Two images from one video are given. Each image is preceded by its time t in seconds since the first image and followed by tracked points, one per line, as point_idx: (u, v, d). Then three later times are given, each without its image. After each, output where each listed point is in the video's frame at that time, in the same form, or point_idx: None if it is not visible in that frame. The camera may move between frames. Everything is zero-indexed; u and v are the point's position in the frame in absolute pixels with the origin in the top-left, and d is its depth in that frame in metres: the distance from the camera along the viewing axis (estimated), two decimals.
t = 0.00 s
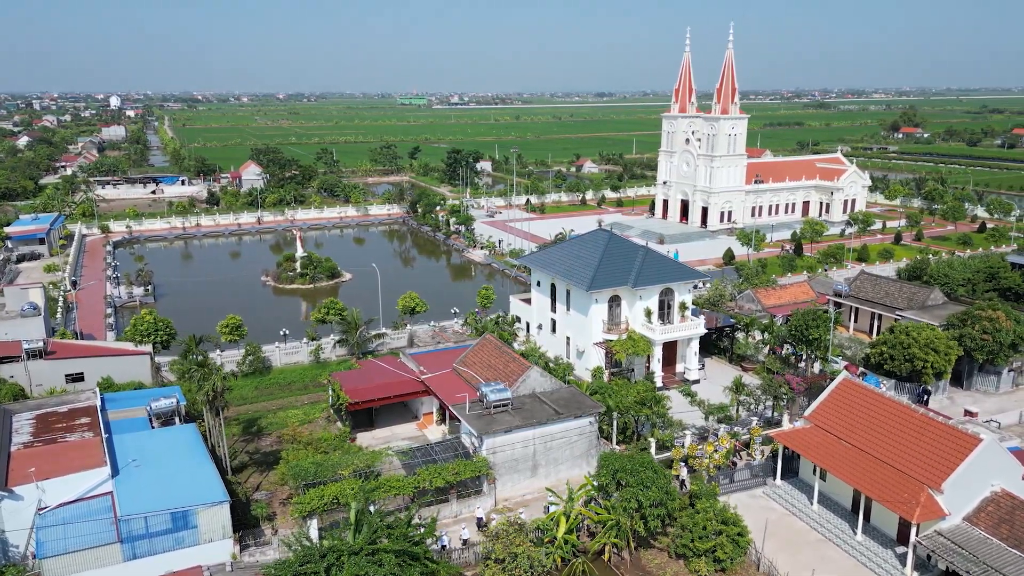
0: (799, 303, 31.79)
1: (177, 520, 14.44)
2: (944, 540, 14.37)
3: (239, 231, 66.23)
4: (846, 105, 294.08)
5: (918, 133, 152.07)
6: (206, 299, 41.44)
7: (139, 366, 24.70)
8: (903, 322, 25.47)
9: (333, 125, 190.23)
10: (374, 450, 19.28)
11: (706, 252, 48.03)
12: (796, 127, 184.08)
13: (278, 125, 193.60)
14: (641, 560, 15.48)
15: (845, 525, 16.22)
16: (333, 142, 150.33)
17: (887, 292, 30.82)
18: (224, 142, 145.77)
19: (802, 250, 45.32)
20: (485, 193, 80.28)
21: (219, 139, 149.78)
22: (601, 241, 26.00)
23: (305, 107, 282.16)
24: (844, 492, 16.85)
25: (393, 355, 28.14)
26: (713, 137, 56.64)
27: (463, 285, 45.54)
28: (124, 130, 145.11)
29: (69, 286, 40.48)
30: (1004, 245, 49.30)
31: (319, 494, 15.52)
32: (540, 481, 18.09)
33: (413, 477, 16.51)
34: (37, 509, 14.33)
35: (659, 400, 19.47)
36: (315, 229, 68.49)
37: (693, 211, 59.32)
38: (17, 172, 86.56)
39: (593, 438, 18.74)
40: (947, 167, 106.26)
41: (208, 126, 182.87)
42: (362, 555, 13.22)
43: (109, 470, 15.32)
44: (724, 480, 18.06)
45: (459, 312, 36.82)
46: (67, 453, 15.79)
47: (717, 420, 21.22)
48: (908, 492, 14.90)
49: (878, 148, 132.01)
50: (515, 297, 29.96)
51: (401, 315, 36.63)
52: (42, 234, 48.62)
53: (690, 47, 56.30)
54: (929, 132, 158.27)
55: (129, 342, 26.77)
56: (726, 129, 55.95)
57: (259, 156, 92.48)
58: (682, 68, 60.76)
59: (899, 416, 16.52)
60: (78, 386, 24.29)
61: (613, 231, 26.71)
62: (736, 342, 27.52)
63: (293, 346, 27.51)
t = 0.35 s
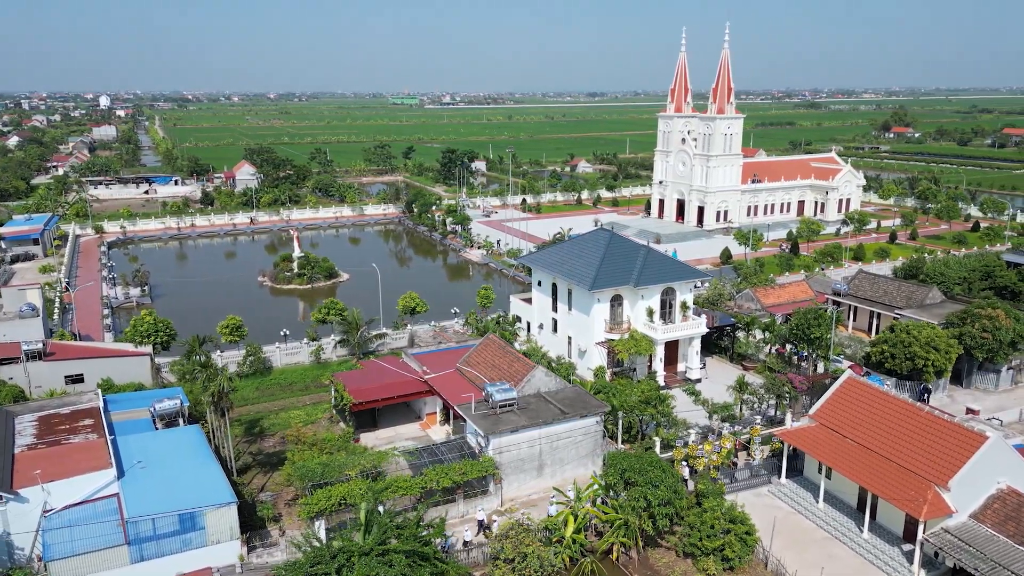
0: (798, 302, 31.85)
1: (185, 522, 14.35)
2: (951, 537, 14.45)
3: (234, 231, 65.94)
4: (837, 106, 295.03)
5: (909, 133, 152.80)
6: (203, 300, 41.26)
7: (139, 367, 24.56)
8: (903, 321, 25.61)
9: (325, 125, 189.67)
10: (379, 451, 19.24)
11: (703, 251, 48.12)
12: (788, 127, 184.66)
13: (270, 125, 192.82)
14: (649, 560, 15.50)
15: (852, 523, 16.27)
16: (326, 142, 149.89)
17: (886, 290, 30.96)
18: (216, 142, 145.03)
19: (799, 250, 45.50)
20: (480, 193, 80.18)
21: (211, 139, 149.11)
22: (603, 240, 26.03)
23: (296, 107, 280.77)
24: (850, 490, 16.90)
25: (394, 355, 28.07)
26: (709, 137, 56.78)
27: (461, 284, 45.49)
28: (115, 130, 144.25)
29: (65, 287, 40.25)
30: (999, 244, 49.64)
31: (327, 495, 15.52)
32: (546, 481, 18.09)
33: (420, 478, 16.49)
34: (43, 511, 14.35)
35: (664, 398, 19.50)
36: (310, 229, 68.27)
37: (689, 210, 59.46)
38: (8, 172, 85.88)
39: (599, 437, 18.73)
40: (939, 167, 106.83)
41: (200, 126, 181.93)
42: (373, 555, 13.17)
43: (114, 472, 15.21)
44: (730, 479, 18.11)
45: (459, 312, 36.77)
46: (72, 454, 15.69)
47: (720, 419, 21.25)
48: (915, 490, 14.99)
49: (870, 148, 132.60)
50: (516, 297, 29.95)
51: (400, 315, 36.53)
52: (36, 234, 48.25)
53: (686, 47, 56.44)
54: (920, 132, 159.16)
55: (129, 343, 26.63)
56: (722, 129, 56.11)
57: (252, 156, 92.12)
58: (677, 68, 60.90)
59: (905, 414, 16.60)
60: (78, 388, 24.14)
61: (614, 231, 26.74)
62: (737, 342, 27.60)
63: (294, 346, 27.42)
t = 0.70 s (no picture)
0: (797, 301, 31.91)
1: (191, 524, 14.26)
2: (957, 535, 14.53)
3: (229, 232, 65.67)
4: (828, 107, 295.60)
5: (901, 133, 153.49)
6: (201, 301, 41.10)
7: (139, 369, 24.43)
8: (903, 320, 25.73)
9: (318, 125, 189.13)
10: (384, 451, 19.19)
11: (700, 250, 48.21)
12: (781, 127, 185.25)
13: (262, 125, 191.98)
14: (656, 559, 15.51)
15: (857, 521, 16.33)
16: (319, 142, 149.42)
17: (884, 289, 31.10)
18: (208, 141, 144.30)
19: (796, 249, 45.69)
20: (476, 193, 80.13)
21: (204, 139, 148.38)
22: (604, 240, 26.04)
23: (289, 108, 279.71)
24: (855, 488, 16.95)
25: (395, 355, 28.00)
26: (705, 137, 56.92)
27: (459, 284, 45.46)
28: (107, 131, 143.28)
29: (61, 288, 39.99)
30: (994, 243, 49.96)
31: (333, 496, 15.48)
32: (551, 481, 18.11)
33: (426, 478, 16.46)
34: (48, 514, 14.16)
35: (668, 398, 19.51)
36: (306, 229, 68.06)
37: (685, 210, 59.59)
38: None
39: (604, 437, 18.75)
40: (931, 166, 107.36)
41: (192, 125, 180.96)
42: (383, 556, 13.14)
43: (120, 473, 15.12)
44: (736, 477, 18.17)
45: (459, 312, 36.75)
46: (77, 456, 15.58)
47: (724, 418, 21.28)
48: (920, 488, 15.05)
49: (862, 147, 133.20)
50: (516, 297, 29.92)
51: (399, 315, 36.46)
52: (30, 235, 47.90)
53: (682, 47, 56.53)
54: (911, 132, 159.91)
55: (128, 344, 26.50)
56: (719, 128, 56.25)
57: (246, 156, 91.77)
58: (673, 67, 60.99)
59: (909, 411, 16.69)
60: (77, 389, 23.99)
61: (615, 230, 26.74)
62: (737, 341, 27.66)
63: (295, 346, 27.33)
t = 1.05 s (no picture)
0: (797, 300, 31.97)
1: (201, 526, 14.19)
2: (965, 532, 14.61)
3: (224, 232, 65.37)
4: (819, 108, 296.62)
5: (893, 133, 154.17)
6: (199, 302, 40.94)
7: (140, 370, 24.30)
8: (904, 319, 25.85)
9: (311, 124, 188.50)
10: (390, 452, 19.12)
11: (698, 249, 48.31)
12: (774, 126, 185.82)
13: (255, 125, 191.10)
14: (666, 558, 15.53)
15: (865, 520, 16.38)
16: (313, 142, 148.86)
17: (884, 288, 31.24)
18: (201, 141, 143.51)
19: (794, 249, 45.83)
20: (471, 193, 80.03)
21: (197, 139, 147.64)
22: (606, 240, 26.07)
23: (277, 108, 277.12)
24: (862, 486, 17.01)
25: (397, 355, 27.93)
26: (701, 136, 57.01)
27: (458, 284, 45.44)
28: (98, 130, 142.23)
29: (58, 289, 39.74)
30: (989, 242, 50.26)
31: (343, 496, 15.44)
32: (558, 481, 18.12)
33: (434, 478, 16.44)
34: (56, 517, 14.19)
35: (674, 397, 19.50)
36: (302, 229, 67.84)
37: (682, 209, 59.68)
38: None
39: (610, 436, 18.76)
40: (924, 165, 107.91)
41: (183, 125, 179.94)
42: (395, 557, 13.11)
43: (127, 476, 15.03)
44: (743, 476, 18.18)
45: (460, 312, 36.78)
46: (83, 458, 15.50)
47: (728, 417, 21.31)
48: (929, 486, 15.11)
49: (856, 147, 133.73)
50: (518, 296, 29.90)
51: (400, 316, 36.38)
52: (25, 236, 47.54)
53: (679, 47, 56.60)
54: (903, 131, 160.70)
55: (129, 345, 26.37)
56: (715, 128, 56.35)
57: (241, 156, 91.36)
58: (669, 67, 61.07)
59: (914, 410, 16.78)
60: (78, 391, 23.84)
61: (617, 230, 26.76)
62: (739, 340, 27.70)
63: (296, 347, 27.24)
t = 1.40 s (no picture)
0: (799, 299, 31.98)
1: (212, 527, 14.14)
2: (976, 531, 14.63)
3: (223, 232, 65.19)
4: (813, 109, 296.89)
5: (888, 133, 154.56)
6: (200, 302, 40.84)
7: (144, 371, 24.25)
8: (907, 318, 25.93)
9: (307, 124, 188.08)
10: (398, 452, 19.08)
11: (699, 249, 48.34)
12: (770, 126, 186.12)
13: (250, 125, 190.52)
14: (676, 558, 15.53)
15: (874, 519, 16.41)
16: (309, 142, 148.47)
17: (886, 288, 31.33)
18: (196, 141, 143.08)
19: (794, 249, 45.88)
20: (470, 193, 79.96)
21: (192, 139, 147.16)
22: (610, 239, 26.05)
23: (272, 108, 276.11)
24: (871, 485, 17.03)
25: (401, 355, 27.89)
26: (701, 136, 57.09)
27: (458, 284, 45.42)
28: (92, 130, 141.58)
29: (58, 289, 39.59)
30: (988, 241, 50.45)
31: (353, 497, 15.40)
32: (567, 480, 18.11)
33: (443, 479, 16.40)
34: (65, 518, 14.11)
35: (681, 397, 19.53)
36: (300, 229, 67.70)
37: (681, 209, 59.72)
38: None
39: (619, 436, 18.76)
40: (920, 165, 108.18)
41: (178, 125, 179.29)
42: (408, 557, 13.08)
43: (136, 477, 14.97)
44: (751, 476, 18.20)
45: (462, 312, 36.81)
46: (93, 459, 15.42)
47: (735, 417, 21.32)
48: (939, 485, 15.14)
49: (852, 147, 134.04)
50: (521, 296, 29.87)
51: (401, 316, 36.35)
52: (23, 236, 47.32)
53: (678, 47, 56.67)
54: (899, 131, 161.19)
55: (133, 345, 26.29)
56: (714, 128, 56.40)
57: (238, 156, 91.13)
58: (668, 67, 61.15)
59: (923, 409, 16.81)
60: (82, 392, 23.77)
61: (620, 229, 26.74)
62: (742, 340, 27.72)
63: (300, 347, 27.20)
